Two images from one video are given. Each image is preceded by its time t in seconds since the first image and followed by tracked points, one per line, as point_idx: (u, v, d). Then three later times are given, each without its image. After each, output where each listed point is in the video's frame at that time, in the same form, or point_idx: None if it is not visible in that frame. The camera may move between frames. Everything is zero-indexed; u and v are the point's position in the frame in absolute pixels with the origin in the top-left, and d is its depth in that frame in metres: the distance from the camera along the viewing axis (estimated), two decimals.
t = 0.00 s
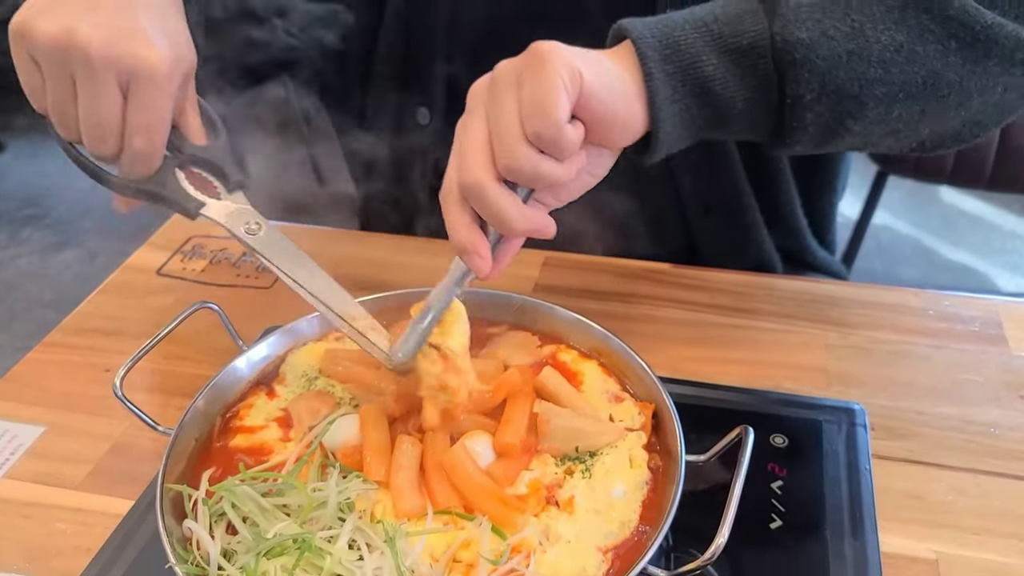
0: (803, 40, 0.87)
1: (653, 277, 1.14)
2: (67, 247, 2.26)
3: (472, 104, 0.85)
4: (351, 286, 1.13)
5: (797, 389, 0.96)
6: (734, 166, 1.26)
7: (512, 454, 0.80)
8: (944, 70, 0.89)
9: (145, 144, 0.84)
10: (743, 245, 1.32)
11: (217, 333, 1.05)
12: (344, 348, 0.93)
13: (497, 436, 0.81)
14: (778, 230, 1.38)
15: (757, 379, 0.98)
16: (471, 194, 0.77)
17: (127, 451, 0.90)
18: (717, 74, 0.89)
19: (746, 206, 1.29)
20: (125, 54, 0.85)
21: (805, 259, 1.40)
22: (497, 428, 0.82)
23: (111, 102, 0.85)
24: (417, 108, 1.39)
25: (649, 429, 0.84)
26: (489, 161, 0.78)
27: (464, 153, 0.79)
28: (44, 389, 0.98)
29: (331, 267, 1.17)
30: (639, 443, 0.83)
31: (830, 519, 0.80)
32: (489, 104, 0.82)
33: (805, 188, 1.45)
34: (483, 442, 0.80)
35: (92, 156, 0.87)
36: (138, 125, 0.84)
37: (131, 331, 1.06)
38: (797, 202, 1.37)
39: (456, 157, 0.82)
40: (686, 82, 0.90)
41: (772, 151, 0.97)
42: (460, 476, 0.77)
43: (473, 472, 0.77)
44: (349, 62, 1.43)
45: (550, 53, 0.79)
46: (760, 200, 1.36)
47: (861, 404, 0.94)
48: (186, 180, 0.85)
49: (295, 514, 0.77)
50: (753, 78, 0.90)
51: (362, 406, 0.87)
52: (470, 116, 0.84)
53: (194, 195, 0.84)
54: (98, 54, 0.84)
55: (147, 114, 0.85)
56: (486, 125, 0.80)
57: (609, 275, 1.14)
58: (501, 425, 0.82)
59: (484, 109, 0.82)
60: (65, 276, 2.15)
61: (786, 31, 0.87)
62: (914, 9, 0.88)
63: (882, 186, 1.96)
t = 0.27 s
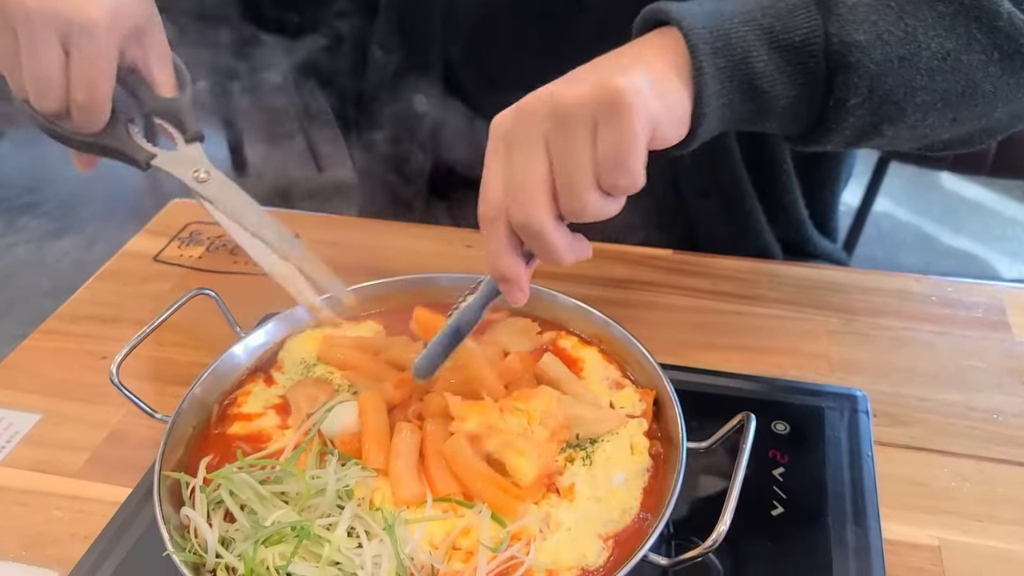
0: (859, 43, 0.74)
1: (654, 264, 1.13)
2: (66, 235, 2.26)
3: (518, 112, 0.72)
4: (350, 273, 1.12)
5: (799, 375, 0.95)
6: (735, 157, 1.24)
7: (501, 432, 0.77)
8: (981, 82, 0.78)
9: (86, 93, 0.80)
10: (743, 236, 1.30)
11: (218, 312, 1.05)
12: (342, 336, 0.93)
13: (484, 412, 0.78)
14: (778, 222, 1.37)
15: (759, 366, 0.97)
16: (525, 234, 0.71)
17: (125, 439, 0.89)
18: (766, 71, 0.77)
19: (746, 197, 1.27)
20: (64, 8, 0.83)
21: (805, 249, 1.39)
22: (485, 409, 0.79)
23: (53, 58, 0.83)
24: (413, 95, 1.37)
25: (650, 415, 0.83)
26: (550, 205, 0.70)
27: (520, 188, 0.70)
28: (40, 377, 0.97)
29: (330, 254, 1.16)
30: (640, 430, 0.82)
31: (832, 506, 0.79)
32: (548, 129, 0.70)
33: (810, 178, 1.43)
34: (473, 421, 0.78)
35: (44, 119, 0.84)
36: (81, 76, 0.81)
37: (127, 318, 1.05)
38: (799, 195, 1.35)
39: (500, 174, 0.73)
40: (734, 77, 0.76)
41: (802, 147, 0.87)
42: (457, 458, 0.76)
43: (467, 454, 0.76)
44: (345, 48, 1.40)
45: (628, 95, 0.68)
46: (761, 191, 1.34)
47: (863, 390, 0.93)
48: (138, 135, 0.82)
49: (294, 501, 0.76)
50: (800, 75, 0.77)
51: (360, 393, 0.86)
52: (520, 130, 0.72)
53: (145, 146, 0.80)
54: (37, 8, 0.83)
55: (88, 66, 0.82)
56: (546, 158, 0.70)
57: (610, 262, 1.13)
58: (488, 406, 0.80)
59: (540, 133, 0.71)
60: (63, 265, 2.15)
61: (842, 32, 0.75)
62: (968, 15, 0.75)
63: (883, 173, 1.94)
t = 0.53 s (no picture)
0: (912, 58, 0.75)
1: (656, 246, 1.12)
2: (64, 221, 2.25)
3: (579, 137, 0.66)
4: (349, 255, 1.12)
5: (802, 358, 0.95)
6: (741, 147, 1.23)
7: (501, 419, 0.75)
8: (1006, 98, 0.81)
9: (192, 123, 0.82)
10: (745, 223, 1.30)
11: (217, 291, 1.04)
12: (342, 318, 0.92)
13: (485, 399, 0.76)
14: (780, 210, 1.36)
15: (762, 349, 0.96)
16: (584, 264, 0.67)
17: (123, 421, 0.89)
18: (816, 80, 0.76)
19: (750, 185, 1.27)
20: (160, 36, 0.83)
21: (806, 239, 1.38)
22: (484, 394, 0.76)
23: (154, 88, 0.83)
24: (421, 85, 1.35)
25: (652, 398, 0.83)
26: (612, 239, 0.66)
27: (581, 220, 0.66)
28: (38, 359, 0.96)
29: (330, 237, 1.15)
30: (642, 412, 0.82)
31: (835, 488, 0.79)
32: (615, 162, 0.65)
33: (814, 165, 1.42)
34: (475, 406, 0.76)
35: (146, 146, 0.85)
36: (186, 105, 0.83)
37: (125, 300, 1.04)
38: (803, 183, 1.35)
39: (555, 197, 0.68)
40: (786, 85, 0.75)
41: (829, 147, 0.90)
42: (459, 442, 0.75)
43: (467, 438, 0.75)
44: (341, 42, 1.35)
45: (708, 138, 0.63)
46: (765, 179, 1.33)
47: (866, 373, 0.92)
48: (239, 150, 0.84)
49: (293, 483, 0.76)
50: (846, 84, 0.78)
51: (360, 374, 0.85)
52: (583, 159, 0.66)
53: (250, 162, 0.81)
54: (134, 39, 0.82)
55: (192, 94, 0.83)
56: (610, 190, 0.66)
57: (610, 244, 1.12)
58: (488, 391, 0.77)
59: (606, 165, 0.65)
60: (62, 250, 2.14)
61: (897, 46, 0.75)
62: (1006, 34, 0.77)
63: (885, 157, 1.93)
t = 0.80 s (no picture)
0: (934, 42, 0.75)
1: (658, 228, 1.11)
2: (63, 205, 2.24)
3: (602, 120, 0.65)
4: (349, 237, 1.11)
5: (804, 340, 0.94)
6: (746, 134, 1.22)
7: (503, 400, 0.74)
8: (1014, 92, 0.84)
9: (181, 141, 0.77)
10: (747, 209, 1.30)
11: (216, 273, 1.04)
12: (342, 300, 0.91)
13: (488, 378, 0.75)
14: (782, 197, 1.35)
15: (764, 331, 0.96)
16: (611, 245, 0.67)
17: (122, 403, 0.88)
18: (839, 59, 0.74)
19: (753, 171, 1.26)
20: (160, 53, 0.79)
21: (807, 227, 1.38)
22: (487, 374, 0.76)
23: (147, 105, 0.79)
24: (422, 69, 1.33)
25: (654, 379, 0.83)
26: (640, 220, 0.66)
27: (607, 202, 0.65)
28: (37, 341, 0.96)
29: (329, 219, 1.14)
30: (645, 394, 0.81)
31: (837, 470, 0.79)
32: (639, 144, 0.64)
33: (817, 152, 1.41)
34: (478, 386, 0.75)
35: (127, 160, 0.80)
36: (176, 123, 0.78)
37: (124, 283, 1.04)
38: (806, 171, 1.34)
39: (580, 180, 0.67)
40: (811, 65, 0.73)
41: (835, 129, 0.89)
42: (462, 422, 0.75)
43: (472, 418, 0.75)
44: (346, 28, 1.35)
45: (734, 119, 0.62)
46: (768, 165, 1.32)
47: (869, 355, 0.92)
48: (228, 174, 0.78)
49: (294, 464, 0.76)
50: (864, 67, 0.77)
51: (361, 356, 0.85)
52: (605, 141, 0.65)
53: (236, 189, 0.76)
54: (134, 54, 0.78)
55: (187, 111, 0.78)
56: (635, 172, 0.65)
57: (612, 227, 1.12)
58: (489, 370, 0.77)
59: (631, 148, 0.64)
60: (60, 236, 2.13)
61: (920, 29, 0.75)
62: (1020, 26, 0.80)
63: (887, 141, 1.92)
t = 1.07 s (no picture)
0: (890, 39, 0.71)
1: (659, 221, 1.11)
2: (64, 198, 2.24)
3: (542, 99, 0.65)
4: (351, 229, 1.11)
5: (806, 332, 0.95)
6: (746, 130, 1.22)
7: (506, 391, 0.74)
8: (991, 88, 0.76)
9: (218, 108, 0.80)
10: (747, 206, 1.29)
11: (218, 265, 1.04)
12: (343, 292, 0.91)
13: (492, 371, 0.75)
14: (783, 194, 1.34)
15: (765, 323, 0.96)
16: (549, 221, 0.66)
17: (124, 394, 0.88)
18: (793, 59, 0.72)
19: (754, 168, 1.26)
20: (202, 19, 0.81)
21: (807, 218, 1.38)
22: (490, 367, 0.76)
23: (185, 69, 0.81)
24: (422, 60, 1.33)
25: (656, 370, 0.83)
26: (568, 195, 0.64)
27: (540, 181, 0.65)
28: (38, 333, 0.96)
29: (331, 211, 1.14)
30: (646, 385, 0.81)
31: (838, 461, 0.79)
32: (569, 118, 0.64)
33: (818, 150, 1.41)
34: (481, 378, 0.75)
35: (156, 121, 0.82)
36: (214, 89, 0.81)
37: (125, 275, 1.04)
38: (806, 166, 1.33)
39: (522, 157, 0.66)
40: (759, 64, 0.71)
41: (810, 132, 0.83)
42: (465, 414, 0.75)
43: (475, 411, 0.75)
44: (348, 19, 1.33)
45: (655, 86, 0.62)
46: (768, 161, 1.32)
47: (870, 347, 0.92)
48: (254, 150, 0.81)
49: (296, 455, 0.76)
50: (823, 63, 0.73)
51: (362, 347, 0.85)
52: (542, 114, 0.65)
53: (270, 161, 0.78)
54: (177, 17, 0.80)
55: (225, 76, 0.81)
56: (564, 145, 0.64)
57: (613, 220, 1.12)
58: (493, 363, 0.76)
59: (560, 123, 0.64)
60: (61, 229, 2.13)
61: (876, 25, 0.71)
62: (990, 22, 0.73)
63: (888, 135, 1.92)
